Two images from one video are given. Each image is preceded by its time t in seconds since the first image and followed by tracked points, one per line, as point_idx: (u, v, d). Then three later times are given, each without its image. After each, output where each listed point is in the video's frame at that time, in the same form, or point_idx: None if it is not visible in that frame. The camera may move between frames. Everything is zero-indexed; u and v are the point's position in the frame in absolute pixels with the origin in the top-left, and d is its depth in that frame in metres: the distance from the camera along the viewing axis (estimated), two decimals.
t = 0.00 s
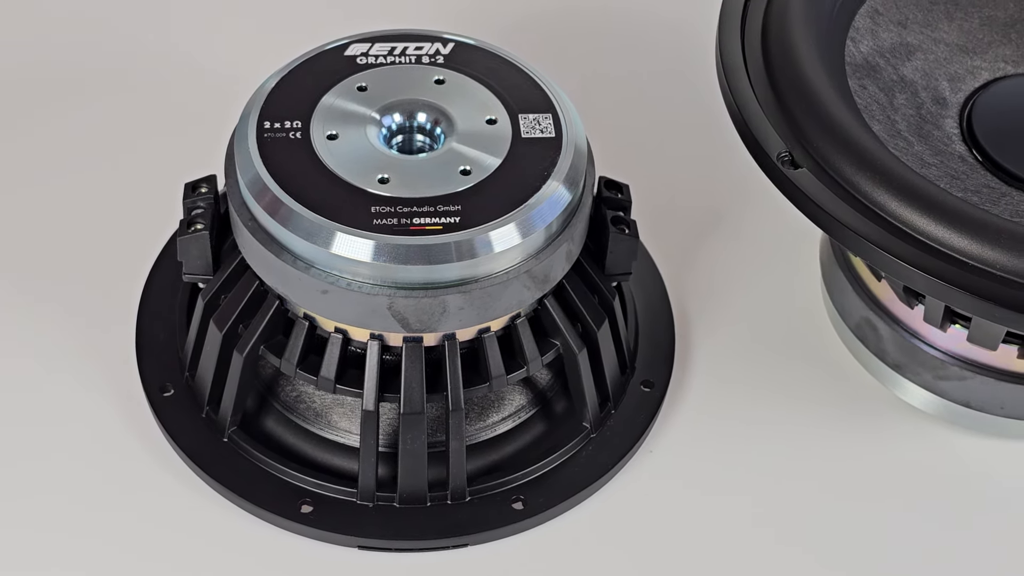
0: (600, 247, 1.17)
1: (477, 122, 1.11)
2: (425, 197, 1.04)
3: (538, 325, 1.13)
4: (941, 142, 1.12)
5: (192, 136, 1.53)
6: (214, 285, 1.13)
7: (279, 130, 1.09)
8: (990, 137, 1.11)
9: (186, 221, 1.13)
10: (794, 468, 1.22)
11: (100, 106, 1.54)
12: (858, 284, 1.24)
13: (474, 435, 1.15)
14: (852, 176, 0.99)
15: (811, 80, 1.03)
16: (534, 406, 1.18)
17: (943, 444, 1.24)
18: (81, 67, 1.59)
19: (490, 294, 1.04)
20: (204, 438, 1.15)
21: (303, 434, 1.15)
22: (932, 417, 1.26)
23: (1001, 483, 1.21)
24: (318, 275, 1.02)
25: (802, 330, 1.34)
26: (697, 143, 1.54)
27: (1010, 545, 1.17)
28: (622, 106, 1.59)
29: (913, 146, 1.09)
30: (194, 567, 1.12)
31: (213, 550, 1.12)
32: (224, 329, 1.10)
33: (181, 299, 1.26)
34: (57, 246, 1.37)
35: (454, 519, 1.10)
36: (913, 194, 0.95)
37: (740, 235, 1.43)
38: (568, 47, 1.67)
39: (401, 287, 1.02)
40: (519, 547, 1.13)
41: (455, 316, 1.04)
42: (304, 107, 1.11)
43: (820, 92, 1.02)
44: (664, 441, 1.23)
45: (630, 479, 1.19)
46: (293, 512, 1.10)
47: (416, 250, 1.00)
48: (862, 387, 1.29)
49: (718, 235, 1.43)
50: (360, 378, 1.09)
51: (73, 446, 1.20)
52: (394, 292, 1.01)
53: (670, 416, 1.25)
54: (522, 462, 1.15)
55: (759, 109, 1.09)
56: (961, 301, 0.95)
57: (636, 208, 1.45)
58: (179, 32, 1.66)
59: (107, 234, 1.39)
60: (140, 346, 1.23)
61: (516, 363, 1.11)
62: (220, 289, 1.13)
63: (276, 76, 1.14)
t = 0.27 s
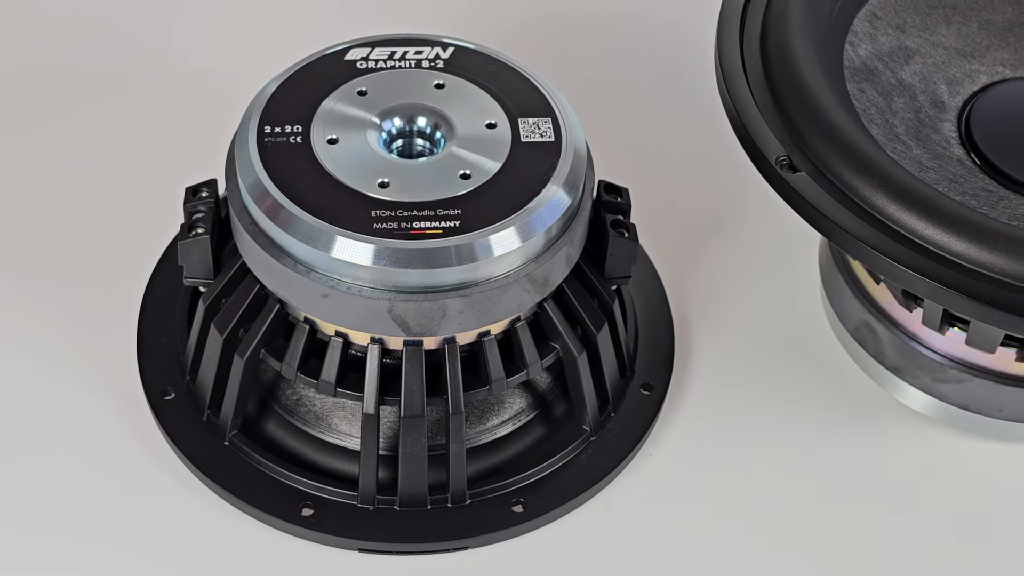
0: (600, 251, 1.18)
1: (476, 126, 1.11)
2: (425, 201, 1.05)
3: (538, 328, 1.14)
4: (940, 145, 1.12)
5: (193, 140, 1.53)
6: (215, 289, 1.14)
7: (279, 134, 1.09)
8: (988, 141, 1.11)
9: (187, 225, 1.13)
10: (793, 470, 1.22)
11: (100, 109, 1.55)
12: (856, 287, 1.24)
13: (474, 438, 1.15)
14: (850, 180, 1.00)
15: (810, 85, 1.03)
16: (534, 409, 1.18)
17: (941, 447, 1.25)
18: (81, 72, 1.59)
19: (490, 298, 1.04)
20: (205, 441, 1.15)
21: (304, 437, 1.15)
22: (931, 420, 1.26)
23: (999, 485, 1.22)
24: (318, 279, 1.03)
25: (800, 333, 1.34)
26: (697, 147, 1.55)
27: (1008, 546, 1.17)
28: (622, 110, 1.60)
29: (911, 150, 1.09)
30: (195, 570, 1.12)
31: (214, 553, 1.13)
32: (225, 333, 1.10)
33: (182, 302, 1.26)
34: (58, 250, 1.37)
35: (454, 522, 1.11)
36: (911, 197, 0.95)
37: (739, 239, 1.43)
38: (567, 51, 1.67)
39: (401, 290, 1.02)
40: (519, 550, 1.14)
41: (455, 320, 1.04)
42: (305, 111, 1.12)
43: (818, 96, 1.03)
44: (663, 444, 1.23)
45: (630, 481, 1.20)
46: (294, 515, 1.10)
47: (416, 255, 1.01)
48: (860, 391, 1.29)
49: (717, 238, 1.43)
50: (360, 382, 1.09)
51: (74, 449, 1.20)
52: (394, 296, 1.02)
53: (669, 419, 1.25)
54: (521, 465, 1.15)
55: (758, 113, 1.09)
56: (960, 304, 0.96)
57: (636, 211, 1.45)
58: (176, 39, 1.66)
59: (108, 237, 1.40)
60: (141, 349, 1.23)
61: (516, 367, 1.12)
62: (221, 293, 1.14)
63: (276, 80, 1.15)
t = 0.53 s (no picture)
0: (603, 251, 1.18)
1: (480, 126, 1.12)
2: (428, 201, 1.05)
3: (541, 328, 1.14)
4: (942, 145, 1.12)
5: (195, 142, 1.53)
6: (218, 289, 1.14)
7: (283, 134, 1.10)
8: (991, 141, 1.11)
9: (190, 225, 1.13)
10: (795, 469, 1.22)
11: (102, 112, 1.55)
12: (859, 286, 1.24)
13: (477, 438, 1.15)
14: (853, 180, 1.00)
15: (813, 86, 1.04)
16: (537, 408, 1.18)
17: (944, 447, 1.25)
18: (84, 74, 1.59)
19: (493, 297, 1.04)
20: (208, 441, 1.15)
21: (307, 437, 1.15)
22: (934, 419, 1.26)
23: (1002, 484, 1.22)
24: (322, 278, 1.03)
25: (803, 332, 1.34)
26: (699, 148, 1.55)
27: (1011, 545, 1.17)
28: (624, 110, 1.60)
29: (914, 149, 1.09)
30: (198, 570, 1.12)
31: (217, 553, 1.13)
32: (228, 333, 1.11)
33: (186, 302, 1.26)
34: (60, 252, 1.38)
35: (457, 522, 1.11)
36: (913, 197, 0.96)
37: (741, 239, 1.43)
38: (569, 53, 1.67)
39: (405, 290, 1.03)
40: (522, 550, 1.14)
41: (459, 319, 1.04)
42: (308, 111, 1.12)
43: (821, 95, 1.03)
44: (666, 443, 1.23)
45: (633, 481, 1.20)
46: (298, 515, 1.11)
47: (419, 254, 1.01)
48: (863, 391, 1.29)
49: (719, 239, 1.43)
50: (364, 381, 1.09)
51: (77, 450, 1.20)
52: (397, 296, 1.02)
53: (672, 419, 1.25)
54: (524, 465, 1.15)
55: (761, 112, 1.09)
56: (962, 303, 0.96)
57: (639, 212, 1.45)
58: (178, 42, 1.66)
59: (111, 238, 1.40)
60: (145, 349, 1.23)
61: (519, 366, 1.12)
62: (224, 292, 1.14)
63: (280, 80, 1.15)
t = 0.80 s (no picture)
0: (605, 251, 1.18)
1: (483, 127, 1.12)
2: (432, 201, 1.05)
3: (544, 328, 1.14)
4: (944, 146, 1.12)
5: (197, 143, 1.53)
6: (222, 290, 1.14)
7: (286, 135, 1.10)
8: (992, 142, 1.11)
9: (194, 225, 1.14)
10: (797, 470, 1.23)
11: (104, 112, 1.55)
12: (860, 287, 1.25)
13: (480, 438, 1.16)
14: (856, 181, 1.00)
15: (815, 86, 1.04)
16: (540, 409, 1.19)
17: (946, 447, 1.25)
18: (85, 75, 1.60)
19: (496, 298, 1.05)
20: (212, 441, 1.16)
21: (311, 437, 1.16)
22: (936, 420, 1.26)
23: (1003, 484, 1.22)
24: (325, 279, 1.03)
25: (804, 333, 1.35)
26: (701, 149, 1.55)
27: (1012, 545, 1.18)
28: (626, 111, 1.60)
29: (916, 150, 1.10)
30: (200, 570, 1.12)
31: (219, 552, 1.13)
32: (232, 333, 1.11)
33: (189, 303, 1.27)
34: (60, 253, 1.38)
35: (460, 522, 1.11)
36: (916, 198, 0.96)
37: (743, 240, 1.44)
38: (571, 54, 1.68)
39: (408, 291, 1.03)
40: (525, 549, 1.14)
41: (462, 320, 1.05)
42: (311, 112, 1.12)
43: (824, 97, 1.03)
44: (668, 443, 1.24)
45: (635, 481, 1.20)
46: (301, 515, 1.11)
47: (422, 255, 1.01)
48: (865, 391, 1.29)
49: (721, 239, 1.44)
50: (367, 382, 1.10)
51: (79, 449, 1.21)
52: (400, 296, 1.02)
53: (674, 419, 1.26)
54: (527, 464, 1.16)
55: (763, 112, 1.10)
56: (964, 304, 0.96)
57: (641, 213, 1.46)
58: (180, 43, 1.66)
59: (115, 238, 1.41)
60: (149, 350, 1.23)
61: (522, 366, 1.12)
62: (228, 293, 1.14)
63: (283, 81, 1.15)
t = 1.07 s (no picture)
0: (609, 250, 1.18)
1: (486, 126, 1.12)
2: (436, 201, 1.05)
3: (547, 327, 1.14)
4: (947, 145, 1.12)
5: (199, 143, 1.54)
6: (226, 289, 1.14)
7: (290, 134, 1.10)
8: (995, 141, 1.11)
9: (199, 225, 1.14)
10: (800, 469, 1.23)
11: (106, 113, 1.55)
12: (864, 286, 1.25)
13: (484, 437, 1.16)
14: (859, 179, 1.00)
15: (818, 86, 1.04)
16: (544, 408, 1.19)
17: (949, 446, 1.25)
18: (87, 75, 1.60)
19: (500, 296, 1.05)
20: (216, 441, 1.16)
21: (314, 436, 1.16)
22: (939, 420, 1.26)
23: (1007, 484, 1.22)
24: (329, 277, 1.03)
25: (808, 332, 1.35)
26: (705, 149, 1.55)
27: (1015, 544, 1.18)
28: (630, 111, 1.60)
29: (919, 149, 1.10)
30: (202, 570, 1.12)
31: (221, 551, 1.13)
32: (236, 333, 1.11)
33: (193, 302, 1.27)
34: (62, 253, 1.38)
35: (464, 521, 1.11)
36: (919, 196, 0.96)
37: (746, 239, 1.44)
38: (573, 54, 1.68)
39: (412, 289, 1.03)
40: (528, 548, 1.14)
41: (466, 319, 1.05)
42: (315, 111, 1.12)
43: (827, 95, 1.03)
44: (671, 442, 1.24)
45: (638, 479, 1.20)
46: (305, 514, 1.11)
47: (426, 253, 1.01)
48: (868, 390, 1.29)
49: (724, 239, 1.44)
50: (371, 381, 1.10)
51: (80, 448, 1.21)
52: (404, 295, 1.02)
53: (678, 418, 1.26)
54: (531, 463, 1.16)
55: (766, 111, 1.10)
56: (967, 302, 0.96)
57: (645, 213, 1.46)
58: (182, 44, 1.66)
59: (118, 238, 1.41)
60: (153, 349, 1.24)
61: (526, 365, 1.12)
62: (232, 292, 1.14)
63: (287, 80, 1.15)
